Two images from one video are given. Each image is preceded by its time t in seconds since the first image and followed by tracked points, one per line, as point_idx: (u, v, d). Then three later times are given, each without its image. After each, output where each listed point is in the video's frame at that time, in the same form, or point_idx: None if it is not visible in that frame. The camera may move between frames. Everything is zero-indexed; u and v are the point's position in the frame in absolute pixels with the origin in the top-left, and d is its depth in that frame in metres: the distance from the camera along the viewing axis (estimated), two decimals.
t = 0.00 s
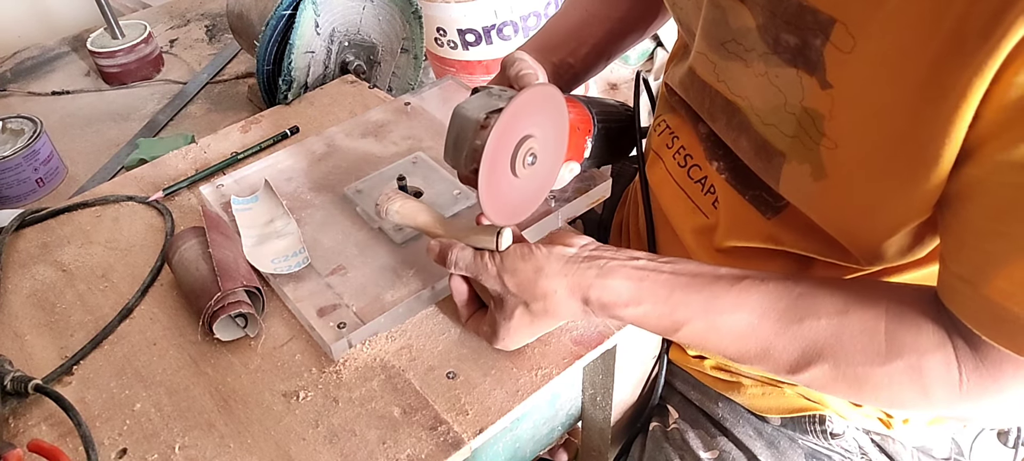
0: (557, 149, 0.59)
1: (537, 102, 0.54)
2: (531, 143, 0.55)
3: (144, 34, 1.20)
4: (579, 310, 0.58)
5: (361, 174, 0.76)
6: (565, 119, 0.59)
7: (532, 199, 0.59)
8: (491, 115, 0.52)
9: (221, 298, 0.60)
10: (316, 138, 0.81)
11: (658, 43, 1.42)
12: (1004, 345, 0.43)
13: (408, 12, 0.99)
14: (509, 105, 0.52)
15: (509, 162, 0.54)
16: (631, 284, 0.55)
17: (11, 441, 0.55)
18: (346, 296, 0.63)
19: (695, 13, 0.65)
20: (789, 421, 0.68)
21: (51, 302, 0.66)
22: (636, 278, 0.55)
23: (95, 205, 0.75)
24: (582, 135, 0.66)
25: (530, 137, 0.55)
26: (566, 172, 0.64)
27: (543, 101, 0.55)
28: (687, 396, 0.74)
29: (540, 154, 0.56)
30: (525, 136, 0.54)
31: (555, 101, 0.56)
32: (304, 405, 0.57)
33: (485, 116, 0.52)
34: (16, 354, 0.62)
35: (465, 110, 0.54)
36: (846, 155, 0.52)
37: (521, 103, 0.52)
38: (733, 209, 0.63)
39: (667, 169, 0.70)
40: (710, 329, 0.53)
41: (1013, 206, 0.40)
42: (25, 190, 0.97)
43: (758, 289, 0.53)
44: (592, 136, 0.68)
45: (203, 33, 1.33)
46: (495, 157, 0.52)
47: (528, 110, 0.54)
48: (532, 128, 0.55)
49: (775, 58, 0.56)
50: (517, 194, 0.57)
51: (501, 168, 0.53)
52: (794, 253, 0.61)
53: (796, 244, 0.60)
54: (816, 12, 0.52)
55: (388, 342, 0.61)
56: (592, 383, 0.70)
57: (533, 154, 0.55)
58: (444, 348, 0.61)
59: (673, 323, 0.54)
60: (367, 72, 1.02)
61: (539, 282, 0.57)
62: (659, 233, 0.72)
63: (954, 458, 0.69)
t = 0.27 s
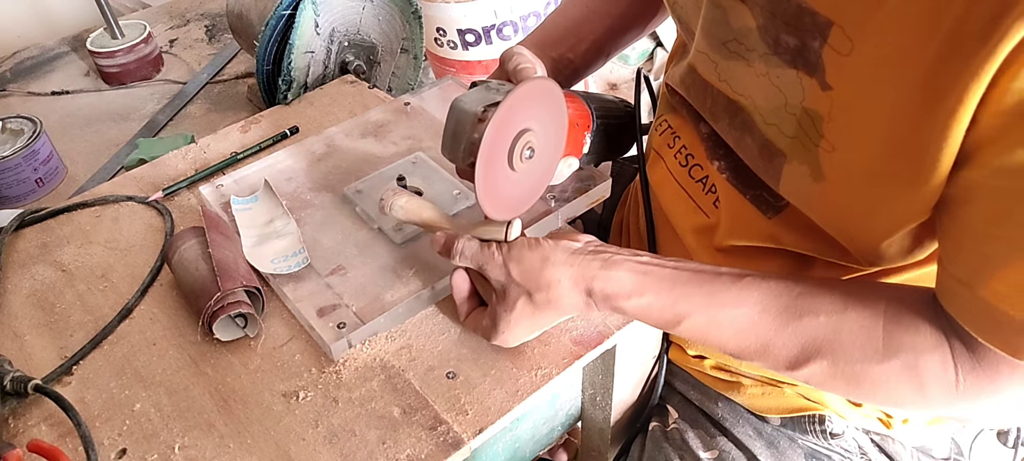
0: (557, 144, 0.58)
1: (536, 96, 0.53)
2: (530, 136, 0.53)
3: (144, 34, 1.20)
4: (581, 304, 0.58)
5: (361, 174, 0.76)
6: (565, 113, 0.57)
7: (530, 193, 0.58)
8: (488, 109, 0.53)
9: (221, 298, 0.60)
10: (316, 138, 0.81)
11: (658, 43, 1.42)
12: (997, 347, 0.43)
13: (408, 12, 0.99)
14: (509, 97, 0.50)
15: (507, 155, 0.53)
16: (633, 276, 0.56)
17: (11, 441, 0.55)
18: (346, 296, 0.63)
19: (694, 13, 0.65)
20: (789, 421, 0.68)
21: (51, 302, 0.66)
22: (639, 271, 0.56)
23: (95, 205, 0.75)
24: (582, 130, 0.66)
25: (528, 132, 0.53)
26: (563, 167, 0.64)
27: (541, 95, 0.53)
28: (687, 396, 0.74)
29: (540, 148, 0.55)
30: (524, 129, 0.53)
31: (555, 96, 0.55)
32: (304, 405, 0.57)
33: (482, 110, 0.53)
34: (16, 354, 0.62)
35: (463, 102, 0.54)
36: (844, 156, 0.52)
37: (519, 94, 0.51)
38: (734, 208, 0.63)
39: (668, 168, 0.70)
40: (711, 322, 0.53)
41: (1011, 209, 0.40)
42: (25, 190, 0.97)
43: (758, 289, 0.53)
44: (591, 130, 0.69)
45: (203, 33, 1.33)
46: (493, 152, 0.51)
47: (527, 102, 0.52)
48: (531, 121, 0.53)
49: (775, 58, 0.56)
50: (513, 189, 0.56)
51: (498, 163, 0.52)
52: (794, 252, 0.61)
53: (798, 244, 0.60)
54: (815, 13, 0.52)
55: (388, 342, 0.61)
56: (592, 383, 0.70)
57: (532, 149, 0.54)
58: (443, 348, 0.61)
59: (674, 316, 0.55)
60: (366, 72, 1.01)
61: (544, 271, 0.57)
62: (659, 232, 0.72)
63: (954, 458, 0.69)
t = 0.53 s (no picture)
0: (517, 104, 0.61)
1: (467, 17, 0.57)
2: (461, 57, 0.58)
3: (144, 34, 1.20)
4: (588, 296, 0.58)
5: (362, 174, 0.76)
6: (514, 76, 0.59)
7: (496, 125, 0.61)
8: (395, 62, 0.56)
9: (221, 298, 0.60)
10: (316, 138, 0.81)
11: (658, 43, 1.42)
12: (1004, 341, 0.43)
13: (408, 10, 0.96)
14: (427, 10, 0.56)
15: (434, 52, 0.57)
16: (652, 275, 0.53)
17: (11, 441, 0.55)
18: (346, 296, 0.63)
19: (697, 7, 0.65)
20: (789, 421, 0.69)
21: (51, 302, 0.66)
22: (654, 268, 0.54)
23: (95, 205, 0.75)
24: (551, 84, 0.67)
25: (461, 51, 0.57)
26: (528, 119, 0.65)
27: (478, 23, 0.57)
28: (687, 396, 0.74)
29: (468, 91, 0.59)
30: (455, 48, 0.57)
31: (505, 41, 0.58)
32: (304, 404, 0.57)
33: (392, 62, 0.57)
34: (16, 354, 0.62)
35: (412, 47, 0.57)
36: (847, 146, 0.52)
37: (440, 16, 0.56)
38: (735, 206, 0.63)
39: (668, 167, 0.70)
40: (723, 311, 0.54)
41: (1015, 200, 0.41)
42: (24, 189, 0.97)
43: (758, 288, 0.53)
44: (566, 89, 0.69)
45: (203, 33, 1.33)
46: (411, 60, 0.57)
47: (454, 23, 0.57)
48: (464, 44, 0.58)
49: (780, 47, 0.56)
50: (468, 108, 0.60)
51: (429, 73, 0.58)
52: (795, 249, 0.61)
53: (796, 241, 0.60)
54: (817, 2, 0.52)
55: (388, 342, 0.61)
56: (592, 383, 0.70)
57: (466, 70, 0.58)
58: (444, 348, 0.61)
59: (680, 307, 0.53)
60: (368, 72, 0.98)
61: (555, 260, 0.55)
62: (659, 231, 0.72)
63: (955, 457, 0.69)
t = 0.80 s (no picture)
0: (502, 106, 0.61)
1: (459, 25, 0.57)
2: (454, 65, 0.58)
3: (145, 34, 1.20)
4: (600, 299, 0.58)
5: (362, 174, 0.76)
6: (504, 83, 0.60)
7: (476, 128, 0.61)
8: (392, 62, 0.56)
9: (221, 298, 0.60)
10: (316, 138, 0.81)
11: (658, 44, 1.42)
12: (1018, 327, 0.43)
13: (408, 12, 0.95)
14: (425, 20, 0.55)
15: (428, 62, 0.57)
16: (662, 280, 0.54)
17: (11, 441, 0.55)
18: (346, 296, 0.63)
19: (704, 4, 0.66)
20: (791, 421, 0.69)
21: (52, 302, 0.66)
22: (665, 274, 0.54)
23: (95, 205, 0.75)
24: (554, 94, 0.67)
25: (452, 59, 0.57)
26: (528, 125, 0.65)
27: (466, 28, 0.57)
28: (688, 396, 0.74)
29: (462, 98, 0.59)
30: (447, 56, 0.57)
31: (494, 45, 0.58)
32: (304, 404, 0.57)
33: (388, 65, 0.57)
34: (16, 354, 0.62)
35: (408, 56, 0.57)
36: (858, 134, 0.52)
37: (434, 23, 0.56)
38: (744, 205, 0.63)
39: (675, 166, 0.70)
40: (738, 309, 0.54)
41: None
42: (24, 189, 0.97)
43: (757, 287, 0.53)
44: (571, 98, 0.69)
45: (203, 33, 1.33)
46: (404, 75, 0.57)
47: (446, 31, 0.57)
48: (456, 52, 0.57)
49: (788, 40, 0.56)
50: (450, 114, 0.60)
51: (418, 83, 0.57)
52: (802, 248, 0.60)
53: (803, 239, 0.59)
54: None
55: (388, 342, 0.61)
56: (592, 383, 0.70)
57: (458, 78, 0.58)
58: (444, 348, 0.61)
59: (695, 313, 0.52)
60: (367, 72, 0.99)
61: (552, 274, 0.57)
62: (665, 229, 0.72)
63: (955, 458, 0.69)
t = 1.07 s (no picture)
0: (505, 93, 0.61)
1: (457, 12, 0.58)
2: (453, 52, 0.58)
3: (144, 34, 1.20)
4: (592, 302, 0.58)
5: (362, 174, 0.76)
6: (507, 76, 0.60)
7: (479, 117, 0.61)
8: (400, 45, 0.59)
9: (221, 297, 0.60)
10: (316, 137, 0.81)
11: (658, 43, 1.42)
12: (1001, 323, 0.43)
13: (407, 10, 0.94)
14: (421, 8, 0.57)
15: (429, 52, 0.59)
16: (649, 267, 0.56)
17: (11, 441, 0.55)
18: (346, 296, 0.63)
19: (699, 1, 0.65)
20: (789, 420, 0.69)
21: (51, 302, 0.66)
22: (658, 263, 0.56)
23: (95, 205, 0.75)
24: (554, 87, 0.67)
25: (452, 45, 0.58)
26: (528, 116, 0.65)
27: (465, 13, 0.58)
28: (687, 395, 0.74)
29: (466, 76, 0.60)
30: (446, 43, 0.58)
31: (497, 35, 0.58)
32: (304, 404, 0.57)
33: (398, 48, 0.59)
34: (16, 354, 0.62)
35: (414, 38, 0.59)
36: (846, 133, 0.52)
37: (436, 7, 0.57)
38: (735, 204, 0.63)
39: (668, 166, 0.70)
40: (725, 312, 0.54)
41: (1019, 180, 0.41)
42: (25, 189, 0.97)
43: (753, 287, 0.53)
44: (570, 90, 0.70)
45: (203, 33, 1.33)
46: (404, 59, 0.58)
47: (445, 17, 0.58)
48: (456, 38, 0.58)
49: (780, 37, 0.56)
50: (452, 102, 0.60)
51: (418, 69, 0.59)
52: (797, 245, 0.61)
53: (797, 236, 0.59)
54: None
55: (388, 342, 0.61)
56: (592, 383, 0.70)
57: (459, 65, 0.59)
58: (444, 348, 0.61)
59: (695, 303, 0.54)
60: (366, 71, 0.99)
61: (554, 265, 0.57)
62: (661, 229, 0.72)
63: (954, 457, 0.69)
